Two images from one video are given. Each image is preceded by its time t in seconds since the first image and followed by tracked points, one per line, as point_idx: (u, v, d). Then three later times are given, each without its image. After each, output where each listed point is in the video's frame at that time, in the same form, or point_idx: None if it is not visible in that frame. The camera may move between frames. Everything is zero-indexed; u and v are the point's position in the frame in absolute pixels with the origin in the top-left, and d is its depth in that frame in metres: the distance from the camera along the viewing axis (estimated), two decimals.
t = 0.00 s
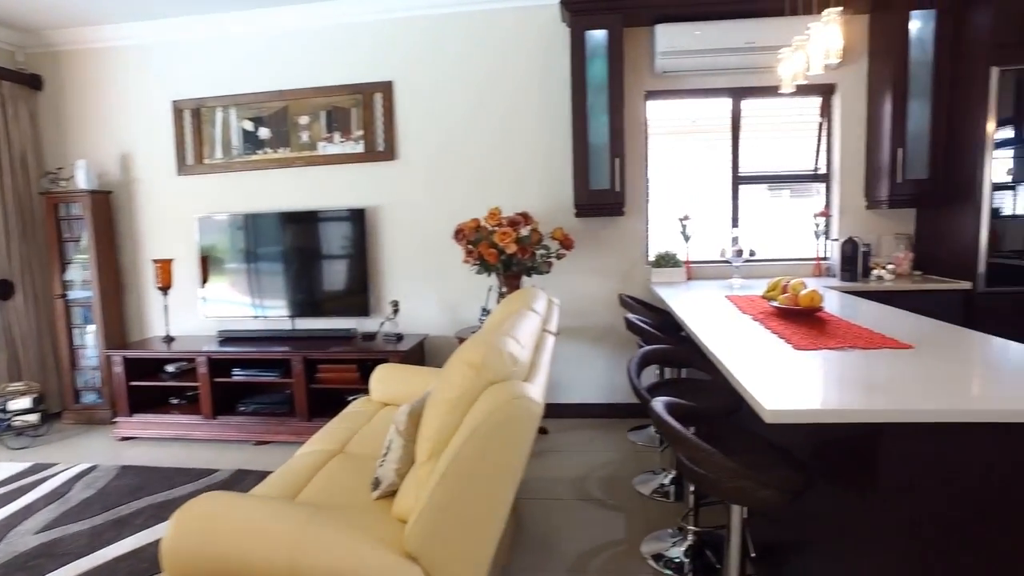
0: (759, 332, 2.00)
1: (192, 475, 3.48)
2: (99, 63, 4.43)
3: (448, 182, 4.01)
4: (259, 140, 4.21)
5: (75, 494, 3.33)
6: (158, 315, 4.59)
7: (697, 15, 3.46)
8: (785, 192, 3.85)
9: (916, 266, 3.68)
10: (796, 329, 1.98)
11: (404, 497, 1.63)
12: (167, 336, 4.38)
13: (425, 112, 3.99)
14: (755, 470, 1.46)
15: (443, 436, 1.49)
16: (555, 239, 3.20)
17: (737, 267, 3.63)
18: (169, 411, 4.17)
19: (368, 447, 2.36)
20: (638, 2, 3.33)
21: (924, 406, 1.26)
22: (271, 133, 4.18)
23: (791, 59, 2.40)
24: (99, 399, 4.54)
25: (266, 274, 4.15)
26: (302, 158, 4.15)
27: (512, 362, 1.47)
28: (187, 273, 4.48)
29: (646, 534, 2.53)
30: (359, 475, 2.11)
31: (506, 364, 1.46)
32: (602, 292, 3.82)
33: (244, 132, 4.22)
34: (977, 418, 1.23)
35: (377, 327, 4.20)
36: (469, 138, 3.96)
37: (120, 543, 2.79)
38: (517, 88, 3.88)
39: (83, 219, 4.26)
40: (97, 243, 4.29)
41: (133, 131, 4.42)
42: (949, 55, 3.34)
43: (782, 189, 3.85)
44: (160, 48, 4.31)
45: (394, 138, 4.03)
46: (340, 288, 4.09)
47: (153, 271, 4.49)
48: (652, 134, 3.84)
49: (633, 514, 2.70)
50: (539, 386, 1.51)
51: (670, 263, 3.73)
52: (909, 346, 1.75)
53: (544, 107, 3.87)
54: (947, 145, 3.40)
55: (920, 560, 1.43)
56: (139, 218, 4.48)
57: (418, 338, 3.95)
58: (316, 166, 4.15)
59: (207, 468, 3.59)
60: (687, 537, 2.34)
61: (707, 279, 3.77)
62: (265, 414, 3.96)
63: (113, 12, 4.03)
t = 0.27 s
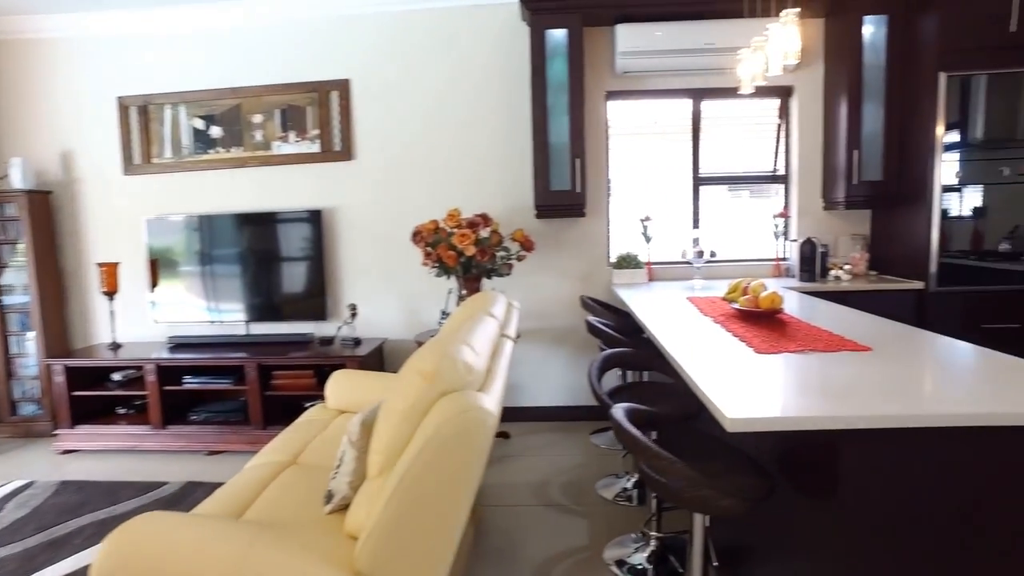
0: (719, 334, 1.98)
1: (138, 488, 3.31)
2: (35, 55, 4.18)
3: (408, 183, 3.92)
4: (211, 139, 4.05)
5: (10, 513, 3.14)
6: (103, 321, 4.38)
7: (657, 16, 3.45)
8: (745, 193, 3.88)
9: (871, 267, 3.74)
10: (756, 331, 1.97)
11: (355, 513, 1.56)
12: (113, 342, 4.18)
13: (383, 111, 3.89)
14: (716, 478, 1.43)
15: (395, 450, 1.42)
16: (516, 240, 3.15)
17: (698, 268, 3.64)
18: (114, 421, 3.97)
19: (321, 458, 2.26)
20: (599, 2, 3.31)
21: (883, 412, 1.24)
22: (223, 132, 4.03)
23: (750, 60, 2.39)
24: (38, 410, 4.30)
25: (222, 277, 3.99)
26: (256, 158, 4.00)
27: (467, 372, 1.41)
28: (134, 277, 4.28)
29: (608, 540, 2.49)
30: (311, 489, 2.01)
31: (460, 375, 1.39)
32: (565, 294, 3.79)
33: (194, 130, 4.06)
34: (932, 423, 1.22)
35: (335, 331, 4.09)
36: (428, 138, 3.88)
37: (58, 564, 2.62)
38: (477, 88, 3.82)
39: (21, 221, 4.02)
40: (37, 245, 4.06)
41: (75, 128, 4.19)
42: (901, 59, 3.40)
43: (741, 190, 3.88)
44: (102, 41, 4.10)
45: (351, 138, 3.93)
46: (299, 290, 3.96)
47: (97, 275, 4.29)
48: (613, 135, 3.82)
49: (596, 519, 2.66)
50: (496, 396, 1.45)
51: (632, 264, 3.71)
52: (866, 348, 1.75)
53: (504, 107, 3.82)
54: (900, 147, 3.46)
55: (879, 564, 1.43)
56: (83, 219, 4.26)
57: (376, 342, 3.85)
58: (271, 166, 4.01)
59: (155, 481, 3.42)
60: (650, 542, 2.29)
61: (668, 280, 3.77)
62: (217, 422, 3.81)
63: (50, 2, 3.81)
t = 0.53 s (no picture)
0: (677, 336, 1.96)
1: (78, 503, 3.13)
2: None
3: (365, 183, 3.83)
4: (158, 138, 3.88)
5: None
6: (43, 327, 4.16)
7: (617, 16, 3.44)
8: (705, 193, 3.89)
9: (827, 266, 3.80)
10: (714, 333, 1.95)
11: (301, 529, 1.48)
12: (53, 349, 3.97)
13: (339, 109, 3.79)
14: (672, 486, 1.40)
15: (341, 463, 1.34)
16: (474, 241, 3.10)
17: (658, 268, 3.64)
18: (54, 432, 3.76)
19: (271, 469, 2.16)
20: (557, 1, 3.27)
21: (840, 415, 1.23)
22: (172, 130, 3.86)
23: (708, 60, 2.38)
24: None
25: (175, 280, 3.81)
26: (207, 157, 3.85)
27: (416, 380, 1.34)
28: (76, 281, 4.07)
29: (569, 546, 2.45)
30: (258, 501, 1.92)
31: (409, 383, 1.32)
32: (526, 296, 3.75)
33: (141, 128, 3.88)
34: (882, 426, 1.21)
35: (290, 335, 3.96)
36: (385, 137, 3.79)
37: None
38: (435, 86, 3.74)
39: None
40: None
41: (10, 124, 3.96)
42: (854, 61, 3.44)
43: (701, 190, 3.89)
44: (38, 33, 3.88)
45: (306, 137, 3.81)
46: (256, 293, 3.82)
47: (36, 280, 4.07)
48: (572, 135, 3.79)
49: (557, 524, 2.62)
50: (448, 406, 1.38)
51: (592, 265, 3.68)
52: (823, 349, 1.74)
53: (463, 106, 3.75)
54: (854, 147, 3.50)
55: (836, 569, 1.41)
56: (20, 221, 4.04)
57: (333, 347, 3.75)
58: (223, 166, 3.86)
59: (97, 494, 3.25)
60: (611, 549, 2.25)
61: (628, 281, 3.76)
62: (165, 431, 3.64)
63: None
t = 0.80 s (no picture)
0: (635, 339, 1.93)
1: (12, 521, 2.94)
2: None
3: (321, 184, 3.72)
4: (103, 136, 3.69)
5: None
6: None
7: (577, 15, 3.41)
8: (666, 194, 3.90)
9: (785, 266, 3.84)
10: (673, 336, 1.93)
11: (242, 548, 1.39)
12: None
13: (294, 107, 3.68)
14: (627, 497, 1.36)
15: (282, 479, 1.26)
16: (433, 243, 3.04)
17: (619, 269, 3.63)
18: None
19: (216, 479, 2.05)
20: None
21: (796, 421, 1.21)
22: (118, 127, 3.68)
23: (665, 60, 2.37)
24: None
25: (127, 284, 3.65)
26: (155, 156, 3.69)
27: (363, 390, 1.26)
28: (12, 286, 3.85)
29: (529, 553, 2.40)
30: (199, 516, 1.82)
31: (356, 393, 1.25)
32: (487, 298, 3.69)
33: (83, 125, 3.68)
34: (840, 433, 1.19)
35: (243, 340, 3.83)
36: (342, 136, 3.70)
37: None
38: (393, 84, 3.67)
39: None
40: None
41: None
42: (809, 64, 3.48)
43: (662, 191, 3.90)
44: None
45: (261, 137, 3.69)
46: (214, 295, 3.69)
47: None
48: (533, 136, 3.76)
49: (517, 531, 2.57)
50: (396, 418, 1.31)
51: (553, 267, 3.63)
52: (780, 352, 1.73)
53: (422, 106, 3.69)
54: (810, 149, 3.54)
55: None
56: None
57: (289, 352, 3.63)
58: (172, 166, 3.71)
59: (34, 511, 3.06)
60: (572, 555, 2.20)
61: (589, 282, 3.74)
62: (110, 442, 3.46)
63: None
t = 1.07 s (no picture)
0: (594, 345, 1.90)
1: None
2: None
3: (278, 184, 3.62)
4: (43, 134, 3.48)
5: None
6: None
7: (538, 15, 3.38)
8: (628, 195, 3.89)
9: (747, 267, 3.87)
10: (631, 341, 1.90)
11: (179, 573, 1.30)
12: None
13: (247, 106, 3.56)
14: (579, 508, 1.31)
15: (219, 501, 1.18)
16: (391, 246, 2.97)
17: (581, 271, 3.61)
18: None
19: (157, 497, 1.94)
20: None
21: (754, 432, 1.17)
22: (60, 125, 3.48)
23: (623, 61, 2.34)
24: None
25: (79, 288, 3.47)
26: (101, 156, 3.51)
27: (303, 404, 1.18)
28: None
29: (489, 562, 2.35)
30: (134, 538, 1.70)
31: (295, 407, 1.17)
32: (449, 301, 3.63)
33: (21, 122, 3.46)
34: (796, 443, 1.16)
35: (196, 347, 3.69)
36: (298, 136, 3.59)
37: None
38: (350, 83, 3.58)
39: None
40: None
41: None
42: (768, 66, 3.51)
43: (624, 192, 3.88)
44: None
45: (214, 137, 3.57)
46: (173, 298, 3.54)
47: None
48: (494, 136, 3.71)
49: (478, 541, 2.51)
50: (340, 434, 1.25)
51: (515, 269, 3.58)
52: (739, 357, 1.71)
53: (381, 105, 3.61)
54: (770, 150, 3.57)
55: None
56: None
57: (244, 359, 3.51)
58: (119, 166, 3.54)
59: None
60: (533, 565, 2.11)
61: (551, 284, 3.71)
62: (52, 456, 3.28)
63: None
